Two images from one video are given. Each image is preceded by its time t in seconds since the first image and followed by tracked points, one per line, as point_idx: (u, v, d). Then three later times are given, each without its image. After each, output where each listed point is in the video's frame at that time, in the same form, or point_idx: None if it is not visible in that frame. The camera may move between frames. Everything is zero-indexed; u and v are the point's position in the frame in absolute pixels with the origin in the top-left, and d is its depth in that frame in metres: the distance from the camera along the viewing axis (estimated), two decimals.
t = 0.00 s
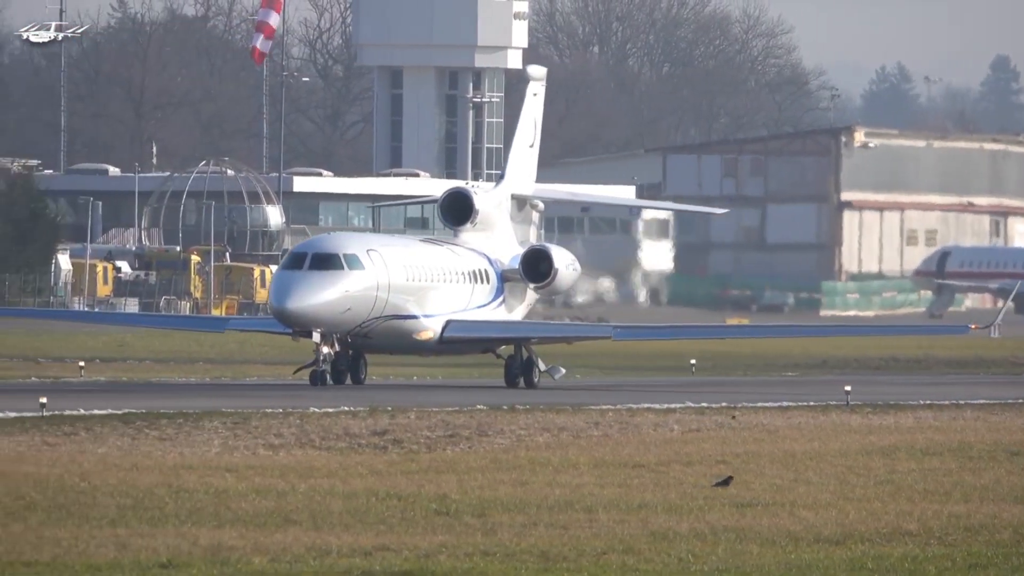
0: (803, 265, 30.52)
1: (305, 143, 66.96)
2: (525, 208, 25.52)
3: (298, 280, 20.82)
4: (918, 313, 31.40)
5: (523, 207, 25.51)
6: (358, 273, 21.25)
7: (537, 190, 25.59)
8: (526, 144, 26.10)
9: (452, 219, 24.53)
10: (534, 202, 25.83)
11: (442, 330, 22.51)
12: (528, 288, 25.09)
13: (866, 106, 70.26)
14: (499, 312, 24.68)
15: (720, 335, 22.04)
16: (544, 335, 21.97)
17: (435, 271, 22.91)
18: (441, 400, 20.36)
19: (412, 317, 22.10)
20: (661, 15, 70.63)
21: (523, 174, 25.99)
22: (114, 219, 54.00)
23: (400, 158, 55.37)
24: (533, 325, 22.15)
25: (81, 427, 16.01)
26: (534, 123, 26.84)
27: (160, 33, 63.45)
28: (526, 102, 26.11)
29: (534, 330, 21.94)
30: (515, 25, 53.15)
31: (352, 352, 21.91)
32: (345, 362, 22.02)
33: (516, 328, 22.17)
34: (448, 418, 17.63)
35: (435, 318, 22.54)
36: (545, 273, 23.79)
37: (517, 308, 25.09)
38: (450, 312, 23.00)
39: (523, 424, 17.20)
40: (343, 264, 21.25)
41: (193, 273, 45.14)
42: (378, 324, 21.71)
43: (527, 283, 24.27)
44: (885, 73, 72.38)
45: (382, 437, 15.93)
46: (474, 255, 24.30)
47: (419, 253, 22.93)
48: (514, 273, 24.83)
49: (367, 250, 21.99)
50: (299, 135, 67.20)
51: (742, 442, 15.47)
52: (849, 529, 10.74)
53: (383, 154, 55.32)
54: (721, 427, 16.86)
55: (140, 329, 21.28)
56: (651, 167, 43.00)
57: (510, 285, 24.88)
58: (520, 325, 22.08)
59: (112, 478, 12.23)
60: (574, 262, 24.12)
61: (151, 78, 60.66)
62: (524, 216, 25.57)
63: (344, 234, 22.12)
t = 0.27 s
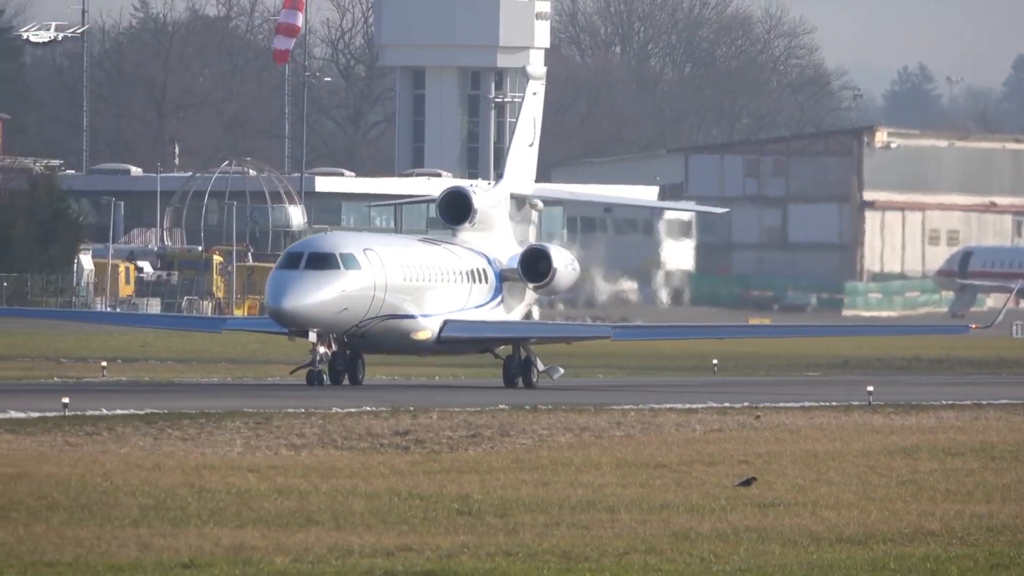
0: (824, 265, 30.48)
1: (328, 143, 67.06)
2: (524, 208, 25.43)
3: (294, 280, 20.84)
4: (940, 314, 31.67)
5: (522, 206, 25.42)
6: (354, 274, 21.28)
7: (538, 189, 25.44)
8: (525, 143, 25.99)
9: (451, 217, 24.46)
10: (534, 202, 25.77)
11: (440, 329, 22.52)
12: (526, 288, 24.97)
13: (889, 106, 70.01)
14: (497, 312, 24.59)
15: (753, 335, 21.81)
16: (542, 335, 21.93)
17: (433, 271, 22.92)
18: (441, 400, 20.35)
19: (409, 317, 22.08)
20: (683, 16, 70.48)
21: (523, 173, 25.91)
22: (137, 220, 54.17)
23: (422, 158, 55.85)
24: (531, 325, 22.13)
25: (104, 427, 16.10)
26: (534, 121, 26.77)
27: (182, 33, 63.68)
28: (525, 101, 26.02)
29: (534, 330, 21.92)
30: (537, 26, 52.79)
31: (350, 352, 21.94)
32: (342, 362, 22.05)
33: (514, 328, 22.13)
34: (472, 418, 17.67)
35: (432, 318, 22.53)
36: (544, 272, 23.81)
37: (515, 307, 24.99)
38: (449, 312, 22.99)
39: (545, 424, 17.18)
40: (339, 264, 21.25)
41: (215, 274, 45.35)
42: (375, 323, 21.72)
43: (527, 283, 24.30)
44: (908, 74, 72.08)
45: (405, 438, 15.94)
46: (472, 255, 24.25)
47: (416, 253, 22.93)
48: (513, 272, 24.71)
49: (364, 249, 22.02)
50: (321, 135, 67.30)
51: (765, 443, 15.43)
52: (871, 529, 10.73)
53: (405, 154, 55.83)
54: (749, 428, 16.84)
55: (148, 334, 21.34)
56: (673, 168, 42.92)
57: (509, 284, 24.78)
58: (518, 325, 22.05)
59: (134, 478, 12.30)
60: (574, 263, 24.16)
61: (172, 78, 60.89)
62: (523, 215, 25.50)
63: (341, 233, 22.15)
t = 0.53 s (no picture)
0: (851, 266, 30.50)
1: (355, 144, 67.18)
2: (524, 207, 25.59)
3: (291, 280, 20.85)
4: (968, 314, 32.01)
5: (522, 206, 25.59)
6: (350, 274, 21.30)
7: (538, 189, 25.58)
8: (526, 142, 26.04)
9: (452, 218, 24.49)
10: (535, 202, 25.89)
11: (439, 330, 22.57)
12: (526, 288, 25.03)
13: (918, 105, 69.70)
14: (497, 311, 24.66)
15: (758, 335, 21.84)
16: (541, 336, 21.94)
17: (430, 271, 22.97)
18: (444, 401, 20.42)
19: (407, 318, 22.15)
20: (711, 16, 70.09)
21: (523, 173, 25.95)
22: (165, 220, 54.40)
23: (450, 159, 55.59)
24: (530, 326, 22.15)
25: (134, 427, 16.25)
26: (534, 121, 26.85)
27: (210, 34, 63.93)
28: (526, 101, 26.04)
29: (538, 330, 21.92)
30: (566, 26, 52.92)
31: (349, 353, 21.97)
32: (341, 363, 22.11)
33: (513, 329, 22.15)
34: (502, 418, 17.77)
35: (431, 318, 22.59)
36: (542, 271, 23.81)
37: (515, 308, 25.06)
38: (447, 313, 23.05)
39: (573, 425, 17.21)
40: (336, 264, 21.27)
41: (243, 274, 45.45)
42: (372, 324, 21.79)
43: (527, 284, 24.28)
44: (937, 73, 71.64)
45: (433, 438, 15.99)
46: (472, 254, 24.32)
47: (413, 253, 22.97)
48: (513, 272, 24.80)
49: (361, 249, 22.05)
50: (349, 136, 67.42)
51: (794, 443, 15.41)
52: (899, 530, 10.74)
53: (433, 155, 55.63)
54: (781, 428, 16.88)
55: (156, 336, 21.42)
56: (700, 168, 42.76)
57: (508, 284, 24.86)
58: (517, 326, 22.08)
59: (162, 479, 12.39)
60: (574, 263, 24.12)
61: (200, 79, 61.21)
62: (524, 215, 25.65)
63: (338, 233, 22.18)
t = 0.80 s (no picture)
0: (883, 267, 30.47)
1: (383, 145, 67.28)
2: (525, 207, 25.61)
3: (288, 280, 20.91)
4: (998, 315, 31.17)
5: (523, 206, 25.60)
6: (348, 274, 21.35)
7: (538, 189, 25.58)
8: (527, 142, 26.09)
9: (452, 218, 24.66)
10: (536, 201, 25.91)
11: (439, 330, 22.63)
12: (525, 289, 25.19)
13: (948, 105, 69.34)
14: (497, 312, 24.77)
15: (762, 333, 22.08)
16: (541, 337, 22.00)
17: (429, 272, 23.04)
18: (447, 401, 20.51)
19: (406, 318, 22.22)
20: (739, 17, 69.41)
21: (523, 173, 25.94)
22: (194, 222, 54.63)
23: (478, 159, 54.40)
24: (529, 326, 22.22)
25: (163, 427, 16.37)
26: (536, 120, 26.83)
27: (238, 34, 64.15)
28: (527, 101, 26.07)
29: (547, 330, 21.89)
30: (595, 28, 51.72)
31: (348, 352, 22.04)
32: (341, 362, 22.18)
33: (513, 329, 22.22)
34: (527, 418, 17.86)
35: (430, 319, 22.66)
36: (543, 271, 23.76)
37: (515, 308, 25.21)
38: (446, 313, 23.13)
39: (601, 426, 17.23)
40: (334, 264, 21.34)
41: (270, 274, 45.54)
42: (371, 324, 21.85)
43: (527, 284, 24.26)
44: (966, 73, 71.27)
45: (461, 440, 16.03)
46: (471, 255, 24.41)
47: (412, 254, 23.05)
48: (513, 272, 24.95)
49: (359, 249, 22.10)
50: (377, 137, 67.50)
51: (823, 445, 15.39)
52: (928, 531, 10.73)
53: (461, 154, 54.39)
54: (807, 428, 16.92)
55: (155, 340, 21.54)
56: (728, 169, 42.64)
57: (508, 285, 25.00)
58: (517, 326, 22.17)
59: (190, 479, 12.49)
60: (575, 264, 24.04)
61: (229, 80, 61.48)
62: (524, 215, 25.65)
63: (336, 233, 22.24)
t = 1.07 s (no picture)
0: (905, 269, 30.35)
1: (407, 146, 67.36)
2: (525, 208, 25.48)
3: (284, 281, 20.78)
4: None
5: (523, 207, 25.47)
6: (345, 275, 21.22)
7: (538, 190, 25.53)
8: (526, 143, 26.01)
9: (450, 219, 24.61)
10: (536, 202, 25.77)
11: (438, 332, 22.52)
12: (525, 290, 25.02)
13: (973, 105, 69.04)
14: (496, 313, 24.64)
15: (760, 337, 21.90)
16: (541, 338, 21.92)
17: (427, 272, 22.94)
18: (449, 404, 20.47)
19: (404, 319, 22.12)
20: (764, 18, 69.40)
21: (523, 175, 25.85)
22: (218, 223, 54.79)
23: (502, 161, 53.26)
24: (529, 327, 22.15)
25: (188, 428, 16.46)
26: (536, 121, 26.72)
27: (263, 35, 64.34)
28: (526, 101, 25.98)
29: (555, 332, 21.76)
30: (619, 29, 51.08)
31: (346, 354, 21.99)
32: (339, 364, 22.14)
33: (512, 330, 22.13)
34: (551, 421, 17.84)
35: (428, 320, 22.57)
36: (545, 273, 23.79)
37: (515, 309, 25.05)
38: (444, 315, 23.05)
39: (626, 427, 17.23)
40: (330, 265, 21.21)
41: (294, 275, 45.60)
42: (369, 325, 21.75)
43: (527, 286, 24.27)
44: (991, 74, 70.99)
45: (486, 441, 16.07)
46: (471, 256, 24.34)
47: (410, 255, 22.95)
48: (512, 273, 24.81)
49: (356, 250, 21.97)
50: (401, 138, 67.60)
51: (848, 445, 15.38)
52: (952, 532, 10.72)
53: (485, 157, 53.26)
54: (834, 430, 16.86)
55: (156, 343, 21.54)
56: (753, 170, 42.47)
57: (507, 286, 24.84)
58: (515, 327, 22.08)
59: (215, 480, 12.55)
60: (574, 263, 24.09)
61: (253, 80, 61.71)
62: (524, 216, 25.50)
63: (332, 234, 22.11)
